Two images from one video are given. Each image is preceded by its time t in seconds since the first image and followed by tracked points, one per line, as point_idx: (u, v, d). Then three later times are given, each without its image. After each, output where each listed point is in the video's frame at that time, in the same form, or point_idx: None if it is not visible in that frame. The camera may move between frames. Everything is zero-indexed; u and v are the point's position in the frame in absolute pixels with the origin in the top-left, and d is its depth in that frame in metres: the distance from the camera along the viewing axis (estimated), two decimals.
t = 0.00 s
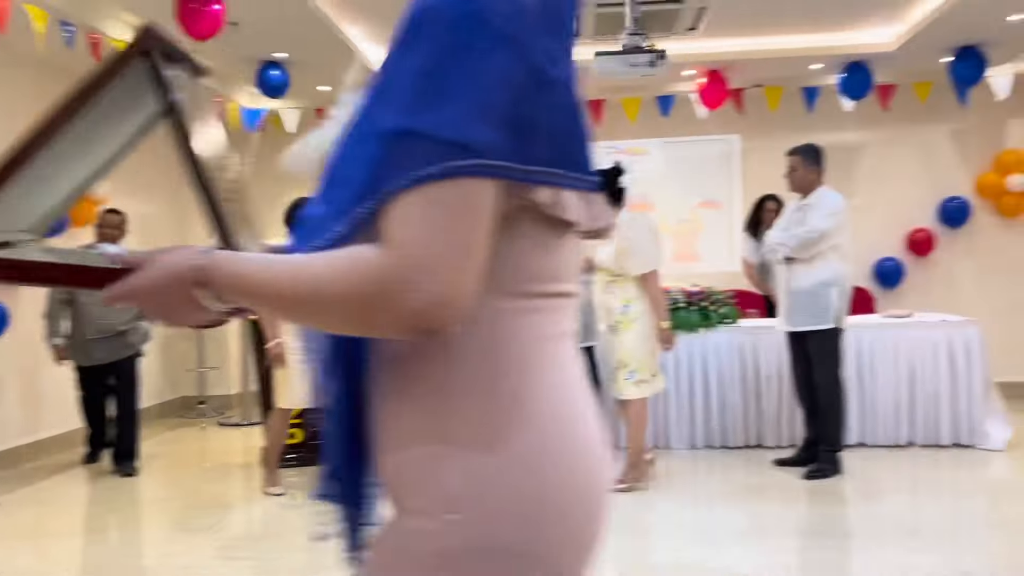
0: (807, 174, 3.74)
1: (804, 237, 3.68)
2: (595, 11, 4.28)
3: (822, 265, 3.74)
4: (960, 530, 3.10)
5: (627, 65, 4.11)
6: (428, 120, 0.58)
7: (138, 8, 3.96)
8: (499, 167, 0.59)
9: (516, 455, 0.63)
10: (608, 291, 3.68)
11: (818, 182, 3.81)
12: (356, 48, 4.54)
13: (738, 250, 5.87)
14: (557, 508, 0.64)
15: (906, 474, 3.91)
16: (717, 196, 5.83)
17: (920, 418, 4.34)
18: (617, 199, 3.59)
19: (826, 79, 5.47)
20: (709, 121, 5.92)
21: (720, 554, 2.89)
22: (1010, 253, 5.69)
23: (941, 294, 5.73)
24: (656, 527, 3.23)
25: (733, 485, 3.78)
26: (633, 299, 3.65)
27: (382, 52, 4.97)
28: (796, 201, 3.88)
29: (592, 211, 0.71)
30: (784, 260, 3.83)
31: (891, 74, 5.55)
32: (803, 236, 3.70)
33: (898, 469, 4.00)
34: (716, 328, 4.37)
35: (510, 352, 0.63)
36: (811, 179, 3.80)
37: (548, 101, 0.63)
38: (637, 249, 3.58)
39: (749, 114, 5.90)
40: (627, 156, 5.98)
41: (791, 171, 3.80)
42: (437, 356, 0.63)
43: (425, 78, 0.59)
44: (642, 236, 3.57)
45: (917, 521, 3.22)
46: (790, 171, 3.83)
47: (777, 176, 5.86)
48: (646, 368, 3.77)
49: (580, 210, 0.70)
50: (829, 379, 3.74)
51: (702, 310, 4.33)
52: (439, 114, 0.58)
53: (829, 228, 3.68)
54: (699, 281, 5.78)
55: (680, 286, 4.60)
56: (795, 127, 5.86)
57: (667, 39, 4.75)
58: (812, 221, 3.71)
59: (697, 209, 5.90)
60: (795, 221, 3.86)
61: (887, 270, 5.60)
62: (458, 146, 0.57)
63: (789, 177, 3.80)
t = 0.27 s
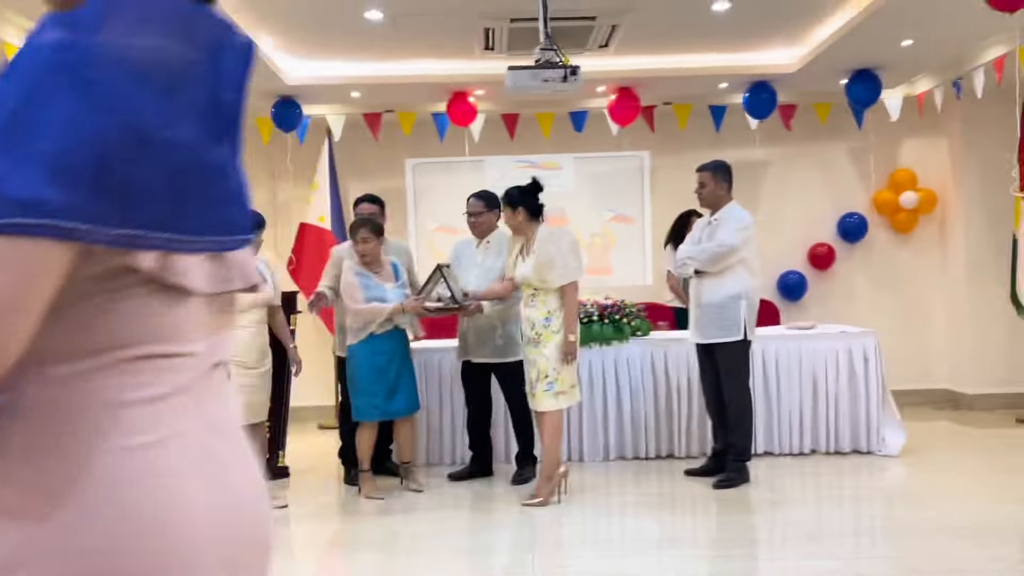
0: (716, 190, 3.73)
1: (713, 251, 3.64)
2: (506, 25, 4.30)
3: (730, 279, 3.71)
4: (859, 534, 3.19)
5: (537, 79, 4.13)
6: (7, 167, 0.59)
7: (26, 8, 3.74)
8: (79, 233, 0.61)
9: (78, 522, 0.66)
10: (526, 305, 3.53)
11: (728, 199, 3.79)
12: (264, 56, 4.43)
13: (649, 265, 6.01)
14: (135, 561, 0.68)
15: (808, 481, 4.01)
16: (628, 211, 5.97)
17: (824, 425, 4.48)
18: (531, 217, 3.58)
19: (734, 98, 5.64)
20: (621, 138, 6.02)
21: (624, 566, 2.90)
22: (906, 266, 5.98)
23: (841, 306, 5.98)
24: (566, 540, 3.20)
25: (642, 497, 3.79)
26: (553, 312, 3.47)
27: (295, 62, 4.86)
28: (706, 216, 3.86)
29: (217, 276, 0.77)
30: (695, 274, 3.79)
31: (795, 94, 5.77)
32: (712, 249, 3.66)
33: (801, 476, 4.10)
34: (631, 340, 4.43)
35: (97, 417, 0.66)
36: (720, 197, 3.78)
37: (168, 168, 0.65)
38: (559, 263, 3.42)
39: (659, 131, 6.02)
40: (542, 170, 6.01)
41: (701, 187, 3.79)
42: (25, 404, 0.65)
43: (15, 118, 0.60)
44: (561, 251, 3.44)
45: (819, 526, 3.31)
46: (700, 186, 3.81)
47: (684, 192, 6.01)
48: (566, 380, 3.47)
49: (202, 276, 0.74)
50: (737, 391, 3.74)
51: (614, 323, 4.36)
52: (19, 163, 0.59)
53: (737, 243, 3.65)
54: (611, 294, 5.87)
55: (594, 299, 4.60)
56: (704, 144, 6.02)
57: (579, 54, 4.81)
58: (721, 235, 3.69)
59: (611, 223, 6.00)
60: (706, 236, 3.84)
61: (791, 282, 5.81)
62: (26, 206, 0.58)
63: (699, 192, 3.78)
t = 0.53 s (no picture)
0: (702, 196, 3.75)
1: (698, 256, 3.67)
2: (493, 32, 4.33)
3: (715, 283, 3.74)
4: (841, 536, 3.23)
5: (523, 86, 4.16)
6: None
7: (13, 15, 3.75)
8: None
9: None
10: (518, 308, 3.56)
11: (715, 205, 3.81)
12: (253, 63, 4.45)
13: (633, 270, 6.04)
14: None
15: (792, 484, 4.05)
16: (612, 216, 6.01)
17: (808, 428, 4.52)
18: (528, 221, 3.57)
19: (719, 104, 5.67)
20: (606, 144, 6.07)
21: (607, 567, 2.94)
22: (888, 272, 6.04)
23: (825, 310, 6.04)
24: (553, 543, 3.23)
25: (628, 501, 3.80)
26: (544, 316, 3.48)
27: (284, 68, 4.88)
28: (694, 221, 3.89)
29: None
30: (680, 277, 3.81)
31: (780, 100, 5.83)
32: (697, 254, 3.69)
33: (785, 479, 4.14)
34: (617, 345, 4.47)
35: None
36: (707, 202, 3.80)
37: None
38: (551, 268, 3.43)
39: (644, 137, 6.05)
40: (527, 175, 6.06)
41: (688, 192, 3.82)
42: None
43: None
44: (554, 256, 3.45)
45: (802, 528, 3.36)
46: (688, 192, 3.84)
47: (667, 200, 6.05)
48: (555, 383, 3.49)
49: None
50: (722, 393, 3.77)
51: (600, 327, 4.36)
52: None
53: (723, 247, 3.68)
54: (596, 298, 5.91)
55: (579, 303, 4.59)
56: (688, 150, 6.06)
57: (565, 61, 4.85)
58: (707, 239, 3.71)
59: (596, 228, 6.05)
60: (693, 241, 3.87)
61: (775, 287, 5.83)
62: None
63: (687, 198, 3.81)
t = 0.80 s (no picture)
0: (735, 187, 3.71)
1: (730, 248, 3.63)
2: (522, 24, 4.31)
3: (748, 276, 3.69)
4: (876, 532, 3.18)
5: (553, 77, 4.15)
6: None
7: (52, 12, 3.82)
8: None
9: None
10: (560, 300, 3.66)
11: (747, 195, 3.76)
12: (284, 57, 4.48)
13: (663, 264, 6.03)
14: None
15: (825, 478, 4.00)
16: (641, 209, 6.02)
17: (840, 421, 4.46)
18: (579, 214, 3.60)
19: (751, 95, 5.61)
20: (636, 135, 6.06)
21: (637, 561, 2.92)
22: (924, 264, 5.94)
23: (857, 302, 5.98)
24: (582, 535, 3.22)
25: (658, 493, 3.79)
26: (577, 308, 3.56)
27: (315, 62, 4.92)
28: (727, 213, 3.84)
29: None
30: (712, 270, 3.77)
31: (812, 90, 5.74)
32: (729, 246, 3.64)
33: (817, 473, 4.09)
34: (646, 337, 4.44)
35: None
36: (739, 193, 3.75)
37: None
38: (584, 264, 3.46)
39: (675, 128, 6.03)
40: (557, 167, 6.10)
41: (720, 184, 3.77)
42: None
43: None
44: (591, 253, 3.47)
45: (836, 523, 3.31)
46: (720, 183, 3.80)
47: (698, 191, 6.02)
48: (597, 379, 3.53)
49: None
50: (753, 386, 3.75)
51: (630, 320, 4.34)
52: None
53: (755, 239, 3.63)
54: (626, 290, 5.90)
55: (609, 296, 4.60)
56: (719, 141, 6.03)
57: (594, 52, 4.82)
58: (739, 232, 3.67)
59: (625, 221, 6.07)
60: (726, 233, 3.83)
61: (808, 279, 5.79)
62: None
63: (718, 189, 3.76)
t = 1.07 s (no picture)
0: (766, 175, 3.66)
1: (761, 237, 3.59)
2: (552, 11, 4.28)
3: (781, 264, 3.65)
4: (909, 523, 3.13)
5: (583, 65, 4.12)
6: None
7: (88, 4, 3.87)
8: None
9: None
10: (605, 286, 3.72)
11: (779, 182, 3.71)
12: (314, 47, 4.50)
13: (694, 252, 6.05)
14: None
15: (856, 469, 3.95)
16: (672, 197, 6.04)
17: (873, 411, 4.41)
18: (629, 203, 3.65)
19: (783, 82, 5.56)
20: (666, 121, 6.09)
21: (666, 550, 2.90)
22: (959, 252, 5.86)
23: (889, 292, 5.91)
24: (609, 524, 3.21)
25: (688, 483, 3.77)
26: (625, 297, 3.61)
27: (345, 52, 4.94)
28: (759, 201, 3.80)
29: None
30: (745, 260, 3.74)
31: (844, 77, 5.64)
32: (760, 236, 3.60)
33: (848, 464, 4.04)
34: (674, 327, 4.42)
35: None
36: (771, 180, 3.71)
37: None
38: (631, 251, 3.50)
39: (704, 116, 6.05)
40: (586, 155, 6.16)
41: (751, 172, 3.73)
42: None
43: None
44: (639, 241, 3.51)
45: (868, 514, 3.26)
46: (750, 171, 3.75)
47: (730, 177, 6.04)
48: (636, 366, 3.57)
49: None
50: (786, 376, 3.70)
51: (659, 309, 4.35)
52: None
53: (787, 228, 3.58)
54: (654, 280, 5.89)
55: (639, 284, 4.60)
56: (750, 129, 6.01)
57: (624, 39, 4.78)
58: (771, 220, 3.63)
59: (653, 210, 6.09)
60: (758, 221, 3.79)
61: (841, 269, 5.72)
62: None
63: (749, 177, 3.72)
